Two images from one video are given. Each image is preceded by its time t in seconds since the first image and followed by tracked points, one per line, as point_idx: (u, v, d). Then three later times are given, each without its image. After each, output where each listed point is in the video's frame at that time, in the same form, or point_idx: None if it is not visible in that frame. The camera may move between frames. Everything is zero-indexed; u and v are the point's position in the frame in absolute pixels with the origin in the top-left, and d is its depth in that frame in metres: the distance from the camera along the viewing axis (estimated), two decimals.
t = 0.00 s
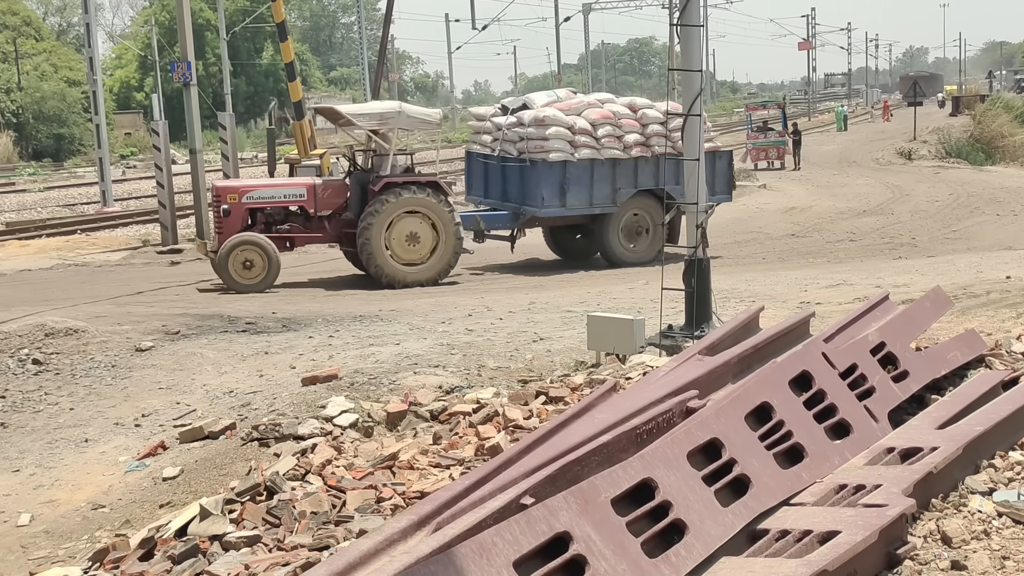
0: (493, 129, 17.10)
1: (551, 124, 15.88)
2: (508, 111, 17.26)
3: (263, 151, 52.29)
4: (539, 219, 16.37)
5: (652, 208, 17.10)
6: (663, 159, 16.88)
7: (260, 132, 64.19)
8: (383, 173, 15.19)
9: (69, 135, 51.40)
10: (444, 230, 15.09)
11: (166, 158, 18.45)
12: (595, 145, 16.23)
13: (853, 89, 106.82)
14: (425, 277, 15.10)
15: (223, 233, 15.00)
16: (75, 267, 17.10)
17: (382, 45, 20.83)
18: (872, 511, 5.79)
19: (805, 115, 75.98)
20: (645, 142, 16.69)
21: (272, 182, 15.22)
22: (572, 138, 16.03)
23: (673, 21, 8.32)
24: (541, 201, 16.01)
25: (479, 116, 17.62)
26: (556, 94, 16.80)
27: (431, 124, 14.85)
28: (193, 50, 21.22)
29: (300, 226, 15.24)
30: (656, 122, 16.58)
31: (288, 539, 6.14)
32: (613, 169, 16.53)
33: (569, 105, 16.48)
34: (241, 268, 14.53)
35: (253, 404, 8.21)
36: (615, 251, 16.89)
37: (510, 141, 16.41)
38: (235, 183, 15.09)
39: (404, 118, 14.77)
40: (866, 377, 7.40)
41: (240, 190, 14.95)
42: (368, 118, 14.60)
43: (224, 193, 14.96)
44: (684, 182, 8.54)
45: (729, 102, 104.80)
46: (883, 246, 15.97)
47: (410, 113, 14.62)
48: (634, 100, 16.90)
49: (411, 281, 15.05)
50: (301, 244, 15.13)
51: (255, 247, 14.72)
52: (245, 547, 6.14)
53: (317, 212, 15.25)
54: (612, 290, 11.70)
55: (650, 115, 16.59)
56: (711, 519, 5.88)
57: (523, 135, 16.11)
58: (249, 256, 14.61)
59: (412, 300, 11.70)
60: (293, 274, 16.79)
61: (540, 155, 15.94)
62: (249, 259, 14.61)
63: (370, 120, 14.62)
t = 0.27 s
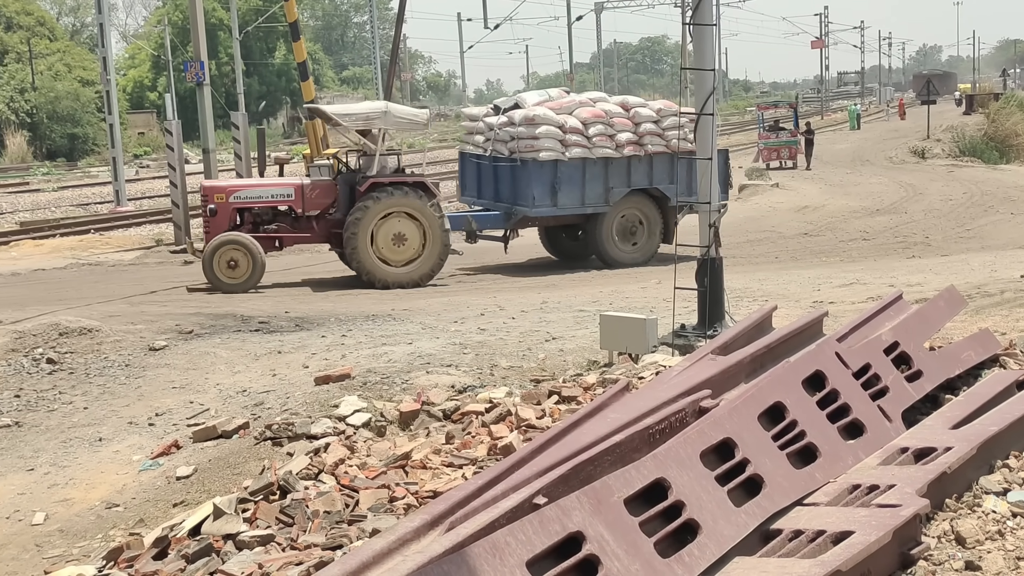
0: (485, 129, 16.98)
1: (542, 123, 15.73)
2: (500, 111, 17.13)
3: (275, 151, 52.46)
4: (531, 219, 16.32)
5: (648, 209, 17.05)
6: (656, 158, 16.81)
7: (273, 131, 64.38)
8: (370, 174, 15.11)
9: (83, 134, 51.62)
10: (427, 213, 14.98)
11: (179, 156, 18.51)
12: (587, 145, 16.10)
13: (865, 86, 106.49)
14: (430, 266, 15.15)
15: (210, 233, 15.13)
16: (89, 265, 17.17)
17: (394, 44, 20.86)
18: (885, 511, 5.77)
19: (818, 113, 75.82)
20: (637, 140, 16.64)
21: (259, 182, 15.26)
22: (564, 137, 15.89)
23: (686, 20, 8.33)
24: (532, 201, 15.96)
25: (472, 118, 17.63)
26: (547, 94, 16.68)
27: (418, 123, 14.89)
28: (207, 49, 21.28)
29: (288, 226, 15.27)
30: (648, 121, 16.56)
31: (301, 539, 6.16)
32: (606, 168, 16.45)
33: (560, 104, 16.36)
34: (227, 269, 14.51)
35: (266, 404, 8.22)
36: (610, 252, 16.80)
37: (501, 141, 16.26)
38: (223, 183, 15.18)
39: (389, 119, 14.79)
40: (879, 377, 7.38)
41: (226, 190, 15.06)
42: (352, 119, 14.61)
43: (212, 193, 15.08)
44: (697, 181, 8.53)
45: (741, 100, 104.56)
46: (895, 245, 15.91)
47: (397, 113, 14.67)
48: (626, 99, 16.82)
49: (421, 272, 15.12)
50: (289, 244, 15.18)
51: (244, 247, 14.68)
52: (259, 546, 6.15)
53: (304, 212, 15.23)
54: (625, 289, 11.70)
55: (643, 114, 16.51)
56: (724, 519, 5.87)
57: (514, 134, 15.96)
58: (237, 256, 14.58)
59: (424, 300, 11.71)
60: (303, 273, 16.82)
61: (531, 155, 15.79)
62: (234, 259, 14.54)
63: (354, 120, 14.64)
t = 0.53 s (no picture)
0: (477, 129, 16.94)
1: (530, 122, 15.63)
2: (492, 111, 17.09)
3: (287, 151, 52.58)
4: (521, 219, 16.13)
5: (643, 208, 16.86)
6: (649, 158, 16.63)
7: (284, 131, 64.52)
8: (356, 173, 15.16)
9: (96, 134, 51.77)
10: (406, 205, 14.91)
11: (192, 157, 18.57)
12: (577, 144, 15.97)
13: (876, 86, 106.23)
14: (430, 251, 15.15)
15: (198, 233, 15.09)
16: (101, 265, 17.23)
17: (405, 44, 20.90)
18: (899, 511, 5.76)
19: (830, 112, 75.70)
20: (629, 140, 16.49)
21: (247, 183, 15.30)
22: (553, 136, 15.78)
23: (698, 19, 8.35)
24: (522, 200, 15.80)
25: (465, 119, 17.69)
26: (538, 93, 16.59)
27: (404, 122, 15.04)
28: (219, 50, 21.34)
29: (276, 226, 15.28)
30: (640, 121, 16.38)
31: (313, 538, 6.16)
32: (597, 167, 16.29)
33: (551, 104, 16.27)
34: (212, 270, 14.44)
35: (278, 403, 8.24)
36: (611, 260, 16.56)
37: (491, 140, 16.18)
38: (211, 183, 15.20)
39: (376, 118, 14.87)
40: (892, 376, 7.36)
41: (214, 190, 15.08)
42: (341, 118, 14.62)
43: (200, 193, 15.09)
44: (708, 180, 8.53)
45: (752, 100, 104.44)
46: (908, 244, 15.86)
47: (383, 112, 14.78)
48: (618, 99, 16.68)
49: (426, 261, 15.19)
50: (277, 244, 15.17)
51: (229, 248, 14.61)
52: (271, 545, 6.16)
53: (292, 212, 15.27)
54: (636, 288, 11.69)
55: (634, 113, 16.36)
56: (737, 518, 5.86)
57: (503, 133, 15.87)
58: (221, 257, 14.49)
59: (436, 299, 11.72)
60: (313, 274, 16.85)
61: (520, 154, 15.68)
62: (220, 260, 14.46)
63: (342, 120, 14.64)
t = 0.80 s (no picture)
0: (471, 130, 16.82)
1: (521, 122, 15.48)
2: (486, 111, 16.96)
3: (300, 151, 52.69)
4: (513, 219, 16.04)
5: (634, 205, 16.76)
6: (643, 157, 16.48)
7: (296, 131, 64.65)
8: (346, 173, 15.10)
9: (108, 134, 51.86)
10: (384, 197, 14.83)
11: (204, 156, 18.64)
12: (570, 144, 15.82)
13: (887, 85, 105.98)
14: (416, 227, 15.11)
15: (188, 233, 15.07)
16: (113, 264, 17.29)
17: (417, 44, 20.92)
18: (912, 512, 5.74)
19: (842, 112, 75.53)
20: (622, 140, 16.35)
21: (237, 183, 15.25)
22: (545, 137, 15.63)
23: (711, 19, 8.35)
24: (513, 200, 15.72)
25: (459, 119, 17.57)
26: (532, 93, 16.44)
27: (394, 123, 14.76)
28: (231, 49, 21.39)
29: (267, 226, 15.27)
30: (633, 121, 16.24)
31: (326, 537, 6.17)
32: (590, 168, 16.19)
33: (543, 103, 16.13)
34: (202, 271, 14.49)
35: (290, 402, 8.26)
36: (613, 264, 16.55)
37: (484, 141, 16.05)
38: (202, 184, 15.17)
39: (365, 118, 14.72)
40: (905, 376, 7.35)
41: (205, 191, 15.03)
42: (329, 117, 14.49)
43: (190, 193, 15.07)
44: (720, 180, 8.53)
45: (762, 100, 104.20)
46: (921, 244, 15.81)
47: (371, 110, 14.63)
48: (612, 99, 16.52)
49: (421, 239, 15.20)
50: (269, 245, 15.15)
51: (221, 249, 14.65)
52: (284, 544, 6.17)
53: (283, 212, 15.24)
54: (648, 288, 11.68)
55: (629, 113, 16.21)
56: (749, 518, 5.85)
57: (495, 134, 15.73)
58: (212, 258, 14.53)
59: (447, 299, 11.73)
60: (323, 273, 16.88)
61: (511, 154, 15.53)
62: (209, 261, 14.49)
63: (330, 118, 14.52)
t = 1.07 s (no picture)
0: (468, 130, 16.79)
1: (514, 122, 15.39)
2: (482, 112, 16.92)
3: (314, 151, 52.78)
4: (507, 220, 15.94)
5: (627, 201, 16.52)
6: (639, 157, 16.30)
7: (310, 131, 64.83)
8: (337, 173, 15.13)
9: (123, 134, 51.94)
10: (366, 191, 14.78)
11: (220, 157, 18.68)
12: (563, 144, 15.71)
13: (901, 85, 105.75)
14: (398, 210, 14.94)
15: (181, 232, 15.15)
16: (127, 264, 17.35)
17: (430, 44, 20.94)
18: (927, 512, 5.73)
19: (857, 112, 75.26)
20: (618, 141, 16.20)
21: (230, 182, 15.31)
22: (538, 137, 15.55)
23: (725, 19, 8.35)
24: (506, 201, 15.62)
25: (456, 120, 17.54)
26: (527, 93, 16.35)
27: (384, 122, 14.99)
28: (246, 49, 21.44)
29: (259, 226, 15.30)
30: (629, 120, 16.08)
31: (340, 536, 6.18)
32: (584, 168, 16.04)
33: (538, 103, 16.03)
34: (192, 270, 14.52)
35: (304, 402, 8.28)
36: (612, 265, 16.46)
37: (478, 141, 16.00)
38: (195, 183, 15.25)
39: (355, 119, 14.92)
40: (920, 377, 7.33)
41: (197, 190, 15.11)
42: (319, 117, 14.70)
43: (182, 192, 15.16)
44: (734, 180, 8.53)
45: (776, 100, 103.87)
46: (936, 244, 15.76)
47: (362, 112, 14.83)
48: (608, 98, 16.38)
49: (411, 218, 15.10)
50: (261, 244, 15.18)
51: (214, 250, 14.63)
52: (299, 543, 6.18)
53: (275, 212, 15.27)
54: (663, 288, 11.67)
55: (624, 113, 16.06)
56: (764, 519, 5.83)
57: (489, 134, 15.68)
58: (203, 258, 14.53)
59: (461, 298, 11.73)
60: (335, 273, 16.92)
61: (504, 155, 15.49)
62: (200, 261, 14.50)
63: (320, 118, 14.71)
